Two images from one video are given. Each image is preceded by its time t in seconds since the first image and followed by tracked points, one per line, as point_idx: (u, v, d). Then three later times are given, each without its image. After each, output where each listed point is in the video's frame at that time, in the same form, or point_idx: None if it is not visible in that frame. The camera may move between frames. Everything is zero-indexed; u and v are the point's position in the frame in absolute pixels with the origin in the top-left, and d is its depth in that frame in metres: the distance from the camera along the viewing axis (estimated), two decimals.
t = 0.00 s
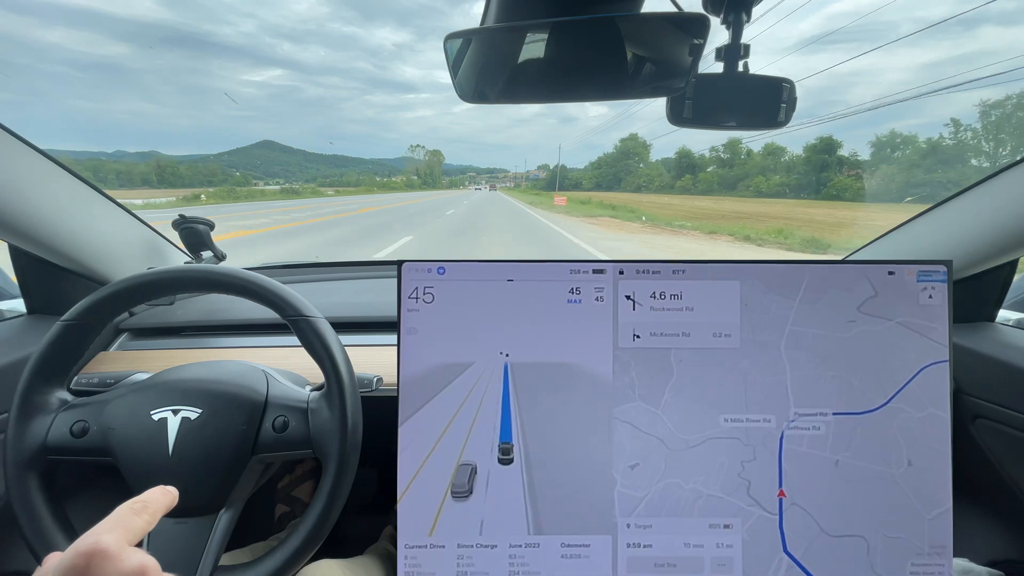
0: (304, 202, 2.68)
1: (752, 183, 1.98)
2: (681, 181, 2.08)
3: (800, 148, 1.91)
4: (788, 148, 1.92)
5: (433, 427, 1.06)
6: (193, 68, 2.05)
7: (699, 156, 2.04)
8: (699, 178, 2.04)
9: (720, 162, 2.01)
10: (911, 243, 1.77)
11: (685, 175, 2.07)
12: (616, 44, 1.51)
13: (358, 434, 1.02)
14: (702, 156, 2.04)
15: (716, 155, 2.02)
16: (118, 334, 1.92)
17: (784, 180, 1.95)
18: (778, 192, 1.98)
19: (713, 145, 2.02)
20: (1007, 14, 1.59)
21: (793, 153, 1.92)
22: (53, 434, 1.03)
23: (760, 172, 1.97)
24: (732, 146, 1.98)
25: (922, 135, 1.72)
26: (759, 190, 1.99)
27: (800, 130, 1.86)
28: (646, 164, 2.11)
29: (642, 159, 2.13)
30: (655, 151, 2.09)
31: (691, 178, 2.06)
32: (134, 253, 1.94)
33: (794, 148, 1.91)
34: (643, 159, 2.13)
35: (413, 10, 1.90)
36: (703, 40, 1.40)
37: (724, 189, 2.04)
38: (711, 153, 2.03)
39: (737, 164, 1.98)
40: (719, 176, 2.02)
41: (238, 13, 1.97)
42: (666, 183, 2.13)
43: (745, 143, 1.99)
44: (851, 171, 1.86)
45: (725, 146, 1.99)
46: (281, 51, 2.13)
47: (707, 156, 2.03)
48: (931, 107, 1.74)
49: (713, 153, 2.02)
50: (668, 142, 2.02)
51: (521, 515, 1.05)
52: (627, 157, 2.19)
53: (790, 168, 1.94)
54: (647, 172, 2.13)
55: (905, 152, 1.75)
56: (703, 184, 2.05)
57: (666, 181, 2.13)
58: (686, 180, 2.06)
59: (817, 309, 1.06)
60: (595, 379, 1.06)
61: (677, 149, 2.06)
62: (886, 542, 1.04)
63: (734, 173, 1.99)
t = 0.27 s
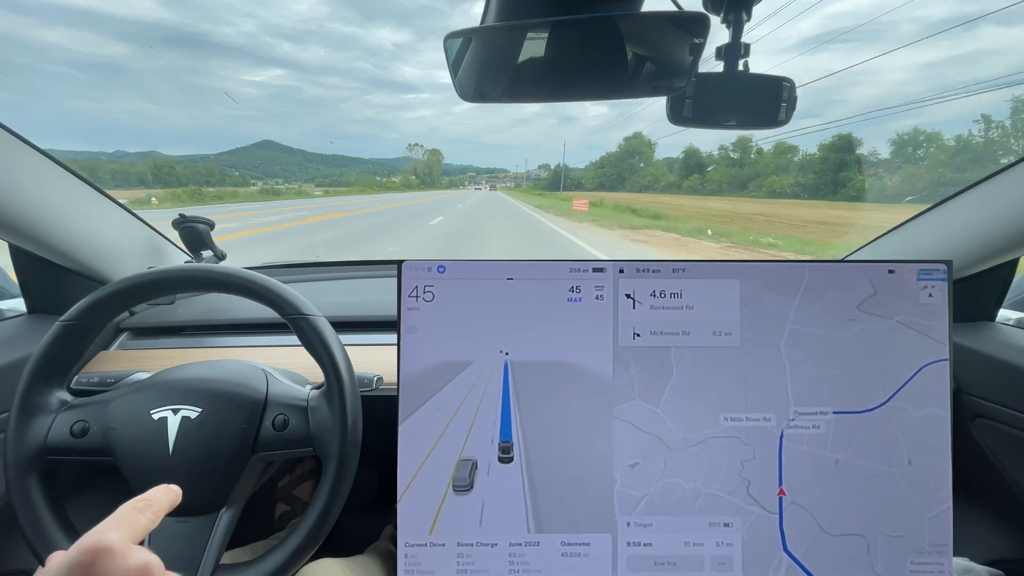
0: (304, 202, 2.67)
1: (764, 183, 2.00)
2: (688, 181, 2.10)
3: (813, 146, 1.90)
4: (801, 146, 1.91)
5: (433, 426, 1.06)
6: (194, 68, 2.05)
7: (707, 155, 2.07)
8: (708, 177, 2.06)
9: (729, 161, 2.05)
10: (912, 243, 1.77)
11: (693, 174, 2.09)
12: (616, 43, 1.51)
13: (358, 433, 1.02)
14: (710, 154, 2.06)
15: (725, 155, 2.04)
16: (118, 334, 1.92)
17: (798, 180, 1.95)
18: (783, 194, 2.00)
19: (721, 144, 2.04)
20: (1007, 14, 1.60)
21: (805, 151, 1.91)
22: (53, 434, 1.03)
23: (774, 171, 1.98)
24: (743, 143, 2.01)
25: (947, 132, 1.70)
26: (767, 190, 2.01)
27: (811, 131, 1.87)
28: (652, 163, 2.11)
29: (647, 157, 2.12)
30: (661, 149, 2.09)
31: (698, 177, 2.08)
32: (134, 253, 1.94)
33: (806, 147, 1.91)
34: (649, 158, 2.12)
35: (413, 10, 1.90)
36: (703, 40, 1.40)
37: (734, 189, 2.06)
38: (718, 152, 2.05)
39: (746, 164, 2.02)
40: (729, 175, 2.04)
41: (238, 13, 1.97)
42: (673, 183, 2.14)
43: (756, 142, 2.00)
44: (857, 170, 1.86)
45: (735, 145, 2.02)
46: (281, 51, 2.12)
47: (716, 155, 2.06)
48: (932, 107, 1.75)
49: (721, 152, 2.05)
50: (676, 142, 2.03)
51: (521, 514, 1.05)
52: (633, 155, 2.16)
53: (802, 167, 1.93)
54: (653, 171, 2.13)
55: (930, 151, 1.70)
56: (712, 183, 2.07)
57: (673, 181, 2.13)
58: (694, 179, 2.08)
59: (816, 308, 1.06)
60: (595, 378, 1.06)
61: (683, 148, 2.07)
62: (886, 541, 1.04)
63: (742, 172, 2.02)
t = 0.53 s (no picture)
0: (304, 203, 2.67)
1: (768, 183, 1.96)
2: (697, 180, 2.04)
3: (829, 144, 1.88)
4: (818, 145, 1.87)
5: (432, 426, 1.06)
6: (194, 68, 2.05)
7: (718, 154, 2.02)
8: (718, 175, 2.00)
9: (740, 160, 2.00)
10: (912, 243, 1.77)
11: (704, 173, 2.03)
12: (617, 43, 1.51)
13: (357, 433, 1.02)
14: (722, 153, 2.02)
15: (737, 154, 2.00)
16: (117, 334, 1.92)
17: (814, 180, 1.90)
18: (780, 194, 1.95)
19: (732, 142, 2.00)
20: (1005, 14, 1.63)
21: (820, 151, 1.89)
22: (52, 435, 1.03)
23: (787, 171, 1.91)
24: (754, 142, 1.99)
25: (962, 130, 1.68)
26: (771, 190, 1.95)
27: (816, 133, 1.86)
28: (656, 161, 2.08)
29: (651, 156, 2.09)
30: (664, 149, 2.06)
31: (707, 176, 2.02)
32: (134, 253, 1.94)
33: (821, 146, 1.88)
34: (653, 158, 2.09)
35: (413, 10, 1.91)
36: (702, 40, 1.40)
37: (746, 189, 1.98)
38: (728, 150, 2.01)
39: (756, 163, 1.96)
40: (740, 174, 1.98)
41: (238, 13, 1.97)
42: (681, 184, 2.09)
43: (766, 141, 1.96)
44: (856, 171, 1.86)
45: (745, 143, 1.99)
46: (281, 51, 2.13)
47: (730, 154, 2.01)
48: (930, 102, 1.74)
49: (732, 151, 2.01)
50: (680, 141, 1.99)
51: (520, 514, 1.05)
52: (636, 153, 2.14)
53: (819, 167, 1.89)
54: (657, 171, 2.09)
55: (947, 149, 1.67)
56: (722, 182, 2.00)
57: (682, 182, 2.08)
58: (703, 178, 2.02)
59: (816, 308, 1.06)
60: (594, 378, 1.06)
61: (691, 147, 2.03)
62: (885, 542, 1.04)
63: (754, 172, 1.95)
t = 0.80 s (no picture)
0: (304, 203, 2.68)
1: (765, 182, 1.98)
2: (705, 180, 2.13)
3: (845, 143, 1.86)
4: (835, 145, 1.87)
5: (432, 426, 1.06)
6: (194, 68, 2.05)
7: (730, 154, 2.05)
8: (729, 175, 2.07)
9: (751, 159, 2.03)
10: (912, 243, 1.77)
11: (712, 173, 2.11)
12: (616, 43, 1.51)
13: (357, 433, 1.02)
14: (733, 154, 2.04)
15: (750, 155, 2.02)
16: (117, 334, 1.93)
17: (831, 180, 1.90)
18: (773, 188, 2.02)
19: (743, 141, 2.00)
20: (1007, 14, 1.63)
21: (835, 149, 1.87)
22: (52, 435, 1.03)
23: (802, 171, 1.95)
24: (765, 140, 1.95)
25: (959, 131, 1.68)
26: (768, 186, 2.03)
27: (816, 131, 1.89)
28: (662, 161, 2.14)
29: (657, 155, 2.13)
30: (671, 148, 2.11)
31: (718, 175, 2.09)
32: (134, 253, 1.94)
33: (835, 145, 1.87)
34: (658, 156, 2.14)
35: (413, 10, 1.92)
36: (701, 40, 1.40)
37: (756, 188, 2.05)
38: (739, 149, 2.03)
39: (767, 163, 2.01)
40: (751, 174, 2.03)
41: (238, 13, 1.97)
42: (690, 182, 2.18)
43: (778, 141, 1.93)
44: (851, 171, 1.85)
45: (757, 142, 1.96)
46: (281, 51, 2.14)
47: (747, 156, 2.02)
48: (930, 104, 1.76)
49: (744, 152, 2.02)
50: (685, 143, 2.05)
51: (520, 514, 1.05)
52: (641, 151, 2.16)
53: (833, 167, 1.88)
54: (664, 170, 2.16)
55: (945, 148, 1.68)
56: (733, 182, 2.07)
57: (691, 182, 2.18)
58: (712, 178, 2.10)
59: (815, 308, 1.06)
60: (594, 379, 1.07)
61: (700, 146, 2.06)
62: (885, 542, 1.04)
63: (763, 172, 2.01)
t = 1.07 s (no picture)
0: (304, 202, 2.68)
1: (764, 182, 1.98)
2: (713, 180, 2.05)
3: (865, 141, 1.82)
4: (854, 143, 1.83)
5: (431, 425, 1.07)
6: (194, 68, 2.05)
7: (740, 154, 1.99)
8: (739, 175, 1.99)
9: (762, 159, 1.97)
10: (912, 243, 1.77)
11: (716, 172, 2.04)
12: (616, 42, 1.51)
13: (356, 433, 1.02)
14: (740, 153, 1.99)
15: (762, 155, 1.97)
16: (117, 333, 1.93)
17: (852, 180, 1.85)
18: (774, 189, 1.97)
19: (754, 139, 1.96)
20: (1006, 15, 1.65)
21: (853, 148, 1.84)
22: (51, 435, 1.03)
23: (821, 170, 1.88)
24: (777, 139, 1.90)
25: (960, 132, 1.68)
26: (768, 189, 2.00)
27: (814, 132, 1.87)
28: (667, 160, 2.09)
29: (662, 154, 2.08)
30: (675, 147, 2.04)
31: (728, 175, 2.01)
32: (133, 252, 1.94)
33: (853, 143, 1.84)
34: (664, 155, 2.09)
35: (413, 10, 1.93)
36: (701, 40, 1.41)
37: (769, 190, 1.97)
38: (749, 148, 1.98)
39: (781, 162, 1.93)
40: (763, 174, 1.96)
41: (238, 13, 1.98)
42: (698, 184, 2.10)
43: (792, 139, 1.89)
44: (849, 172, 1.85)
45: (768, 139, 1.92)
46: (281, 51, 2.14)
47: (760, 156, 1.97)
48: (931, 105, 1.75)
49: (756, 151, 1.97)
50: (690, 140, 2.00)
51: (519, 514, 1.05)
52: (646, 150, 2.11)
53: (851, 168, 1.85)
54: (670, 169, 2.11)
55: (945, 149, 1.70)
56: (744, 182, 1.99)
57: (700, 182, 2.09)
58: (722, 177, 2.02)
59: (814, 308, 1.06)
60: (593, 378, 1.07)
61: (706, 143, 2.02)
62: (883, 541, 1.04)
63: (778, 171, 1.94)
